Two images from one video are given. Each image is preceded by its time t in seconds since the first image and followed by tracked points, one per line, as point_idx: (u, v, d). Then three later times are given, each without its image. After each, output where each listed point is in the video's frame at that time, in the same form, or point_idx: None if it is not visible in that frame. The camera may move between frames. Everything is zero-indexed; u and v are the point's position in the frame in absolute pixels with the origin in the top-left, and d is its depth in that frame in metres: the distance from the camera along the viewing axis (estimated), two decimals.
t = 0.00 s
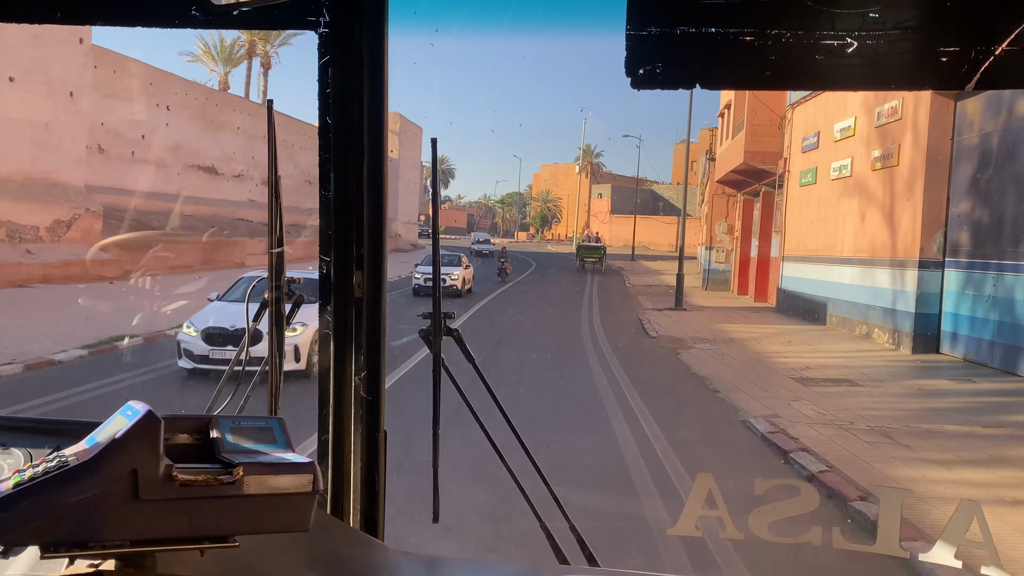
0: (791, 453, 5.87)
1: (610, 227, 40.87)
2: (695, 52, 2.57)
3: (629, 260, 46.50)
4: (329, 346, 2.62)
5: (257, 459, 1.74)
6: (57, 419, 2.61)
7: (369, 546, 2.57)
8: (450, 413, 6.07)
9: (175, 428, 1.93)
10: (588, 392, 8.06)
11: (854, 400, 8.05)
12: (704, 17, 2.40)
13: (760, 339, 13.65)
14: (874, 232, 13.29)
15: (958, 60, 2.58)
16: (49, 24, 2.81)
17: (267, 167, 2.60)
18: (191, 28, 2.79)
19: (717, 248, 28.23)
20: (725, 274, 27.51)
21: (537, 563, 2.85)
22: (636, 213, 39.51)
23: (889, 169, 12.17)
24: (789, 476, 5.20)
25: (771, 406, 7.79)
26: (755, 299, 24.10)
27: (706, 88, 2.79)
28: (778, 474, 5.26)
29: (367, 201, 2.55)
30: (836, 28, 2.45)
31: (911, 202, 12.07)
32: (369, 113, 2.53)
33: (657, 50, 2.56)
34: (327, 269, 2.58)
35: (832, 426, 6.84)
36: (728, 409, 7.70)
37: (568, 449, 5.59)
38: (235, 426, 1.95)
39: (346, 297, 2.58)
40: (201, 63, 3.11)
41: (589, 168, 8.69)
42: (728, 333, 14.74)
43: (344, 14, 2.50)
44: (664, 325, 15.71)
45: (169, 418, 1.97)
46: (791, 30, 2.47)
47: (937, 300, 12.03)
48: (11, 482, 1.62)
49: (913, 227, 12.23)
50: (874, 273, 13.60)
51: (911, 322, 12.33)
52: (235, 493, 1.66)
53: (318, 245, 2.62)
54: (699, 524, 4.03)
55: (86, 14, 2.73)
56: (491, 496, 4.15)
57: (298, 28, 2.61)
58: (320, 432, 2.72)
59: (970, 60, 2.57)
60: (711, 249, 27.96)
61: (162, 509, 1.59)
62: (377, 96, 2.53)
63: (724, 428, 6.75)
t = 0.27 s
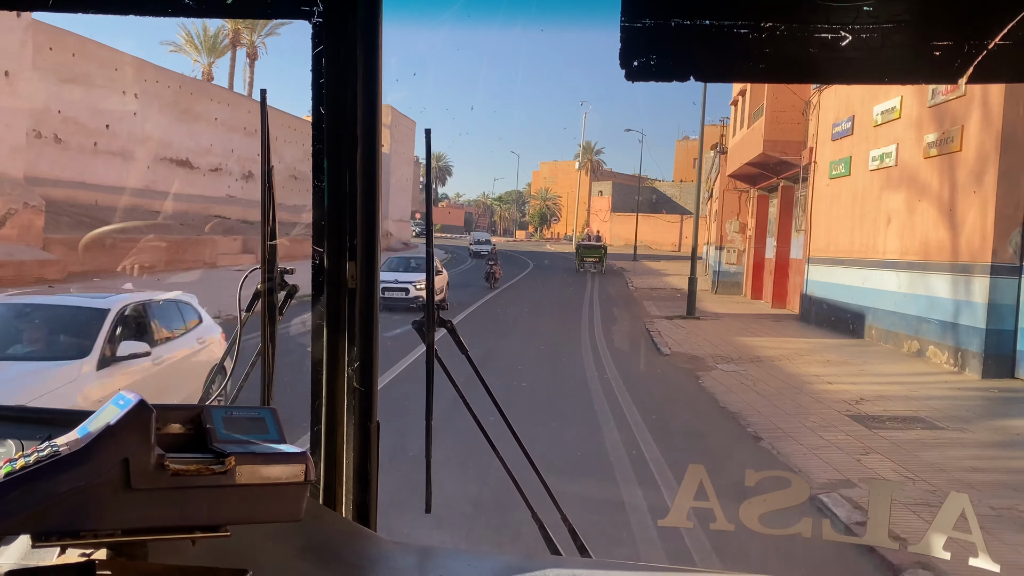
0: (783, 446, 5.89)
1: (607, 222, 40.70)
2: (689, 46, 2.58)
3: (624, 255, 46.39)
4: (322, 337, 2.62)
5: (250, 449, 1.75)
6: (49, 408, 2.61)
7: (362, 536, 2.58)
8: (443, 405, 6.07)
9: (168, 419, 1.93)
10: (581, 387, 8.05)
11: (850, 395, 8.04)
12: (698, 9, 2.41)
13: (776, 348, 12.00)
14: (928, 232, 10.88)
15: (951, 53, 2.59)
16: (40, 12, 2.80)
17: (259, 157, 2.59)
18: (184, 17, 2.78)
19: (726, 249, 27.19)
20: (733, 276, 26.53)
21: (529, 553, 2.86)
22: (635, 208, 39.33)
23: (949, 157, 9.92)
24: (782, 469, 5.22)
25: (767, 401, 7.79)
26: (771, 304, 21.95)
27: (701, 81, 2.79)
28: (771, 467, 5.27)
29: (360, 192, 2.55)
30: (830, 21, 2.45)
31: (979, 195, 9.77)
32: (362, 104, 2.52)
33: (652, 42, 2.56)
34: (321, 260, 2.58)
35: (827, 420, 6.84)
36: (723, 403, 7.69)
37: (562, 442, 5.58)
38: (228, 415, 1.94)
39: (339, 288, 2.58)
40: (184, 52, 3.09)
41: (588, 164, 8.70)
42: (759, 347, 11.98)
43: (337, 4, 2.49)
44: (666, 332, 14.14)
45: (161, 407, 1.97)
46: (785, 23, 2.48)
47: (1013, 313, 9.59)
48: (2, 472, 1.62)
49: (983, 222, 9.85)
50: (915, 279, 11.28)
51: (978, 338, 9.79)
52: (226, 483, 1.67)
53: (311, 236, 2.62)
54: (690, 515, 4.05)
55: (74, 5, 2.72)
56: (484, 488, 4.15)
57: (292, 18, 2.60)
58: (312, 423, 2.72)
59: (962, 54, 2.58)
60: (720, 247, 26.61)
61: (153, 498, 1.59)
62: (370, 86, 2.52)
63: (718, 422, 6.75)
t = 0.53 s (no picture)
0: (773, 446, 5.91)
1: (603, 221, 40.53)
2: (679, 45, 2.58)
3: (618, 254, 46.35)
4: (314, 338, 2.61)
5: (242, 451, 1.74)
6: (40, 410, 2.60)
7: (354, 536, 2.57)
8: (435, 405, 6.07)
9: (158, 421, 1.92)
10: (573, 387, 8.07)
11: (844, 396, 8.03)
12: (689, 9, 2.41)
13: (798, 361, 10.58)
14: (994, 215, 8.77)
15: (941, 53, 2.59)
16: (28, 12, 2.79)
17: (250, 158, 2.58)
18: (174, 16, 2.78)
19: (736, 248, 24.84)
20: (745, 276, 24.52)
21: (522, 554, 2.86)
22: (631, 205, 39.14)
23: None
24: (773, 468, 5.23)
25: (760, 400, 7.80)
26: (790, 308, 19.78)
27: (693, 80, 2.80)
28: (762, 466, 5.28)
29: (351, 191, 2.55)
30: (820, 20, 2.46)
31: None
32: (353, 103, 2.52)
33: (643, 42, 2.56)
34: (311, 260, 2.58)
35: (819, 420, 6.86)
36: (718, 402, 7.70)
37: (555, 442, 5.58)
38: (219, 416, 1.94)
39: (330, 287, 2.58)
40: (160, 41, 3.08)
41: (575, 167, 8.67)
42: (788, 364, 10.33)
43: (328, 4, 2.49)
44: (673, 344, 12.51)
45: (152, 409, 1.96)
46: (775, 23, 2.48)
47: None
48: None
49: None
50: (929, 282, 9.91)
51: (1017, 352, 8.42)
52: (217, 486, 1.66)
53: (302, 236, 2.62)
54: (682, 514, 4.06)
55: (61, 7, 2.72)
56: (475, 488, 4.15)
57: (281, 18, 2.60)
58: (304, 424, 2.72)
59: (951, 53, 2.58)
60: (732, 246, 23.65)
61: (144, 500, 1.59)
62: (361, 86, 2.52)
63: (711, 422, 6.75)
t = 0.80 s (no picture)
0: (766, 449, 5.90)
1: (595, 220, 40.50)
2: (668, 50, 2.58)
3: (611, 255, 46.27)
4: (304, 345, 2.60)
5: (231, 461, 1.73)
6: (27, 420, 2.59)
7: (345, 546, 2.56)
8: (427, 411, 6.05)
9: (146, 431, 1.91)
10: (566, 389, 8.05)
11: (838, 399, 8.03)
12: (678, 13, 2.41)
13: (838, 382, 9.04)
14: None
15: (927, 57, 2.60)
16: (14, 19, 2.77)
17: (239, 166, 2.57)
18: (161, 24, 2.76)
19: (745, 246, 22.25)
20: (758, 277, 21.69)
21: (515, 560, 2.84)
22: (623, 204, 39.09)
23: None
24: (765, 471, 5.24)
25: (752, 402, 7.78)
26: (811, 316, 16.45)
27: (681, 85, 2.80)
28: (755, 469, 5.28)
29: (341, 198, 2.54)
30: (807, 25, 2.46)
31: None
32: (343, 110, 2.51)
33: (632, 47, 2.57)
34: (301, 269, 2.57)
35: (812, 424, 6.86)
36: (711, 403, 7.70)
37: (548, 446, 5.56)
38: (208, 426, 1.92)
39: (320, 296, 2.57)
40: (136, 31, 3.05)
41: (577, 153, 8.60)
42: (805, 375, 9.50)
43: (317, 10, 2.48)
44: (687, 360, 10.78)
45: (141, 420, 1.94)
46: (763, 27, 2.48)
47: None
48: None
49: None
50: (990, 283, 9.19)
51: None
52: (208, 497, 1.65)
53: (292, 243, 2.60)
54: (674, 519, 4.06)
55: (45, 14, 2.71)
56: (467, 494, 4.14)
57: (269, 25, 2.59)
58: (294, 431, 2.70)
59: (938, 56, 2.59)
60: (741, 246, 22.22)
61: (133, 512, 1.57)
62: (350, 93, 2.51)
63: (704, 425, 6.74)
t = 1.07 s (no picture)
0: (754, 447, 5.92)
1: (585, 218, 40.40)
2: (652, 50, 2.59)
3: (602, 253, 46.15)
4: (289, 345, 2.60)
5: (217, 462, 1.72)
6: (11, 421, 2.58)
7: (332, 545, 2.56)
8: (414, 412, 6.03)
9: (131, 433, 1.90)
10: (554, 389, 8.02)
11: (826, 399, 8.05)
12: (662, 13, 2.42)
13: (829, 386, 8.98)
14: None
15: (909, 56, 2.62)
16: None
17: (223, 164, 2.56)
18: (144, 24, 2.75)
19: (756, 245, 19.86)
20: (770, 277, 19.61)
21: (503, 559, 2.85)
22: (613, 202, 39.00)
23: None
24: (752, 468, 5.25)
25: (740, 402, 7.76)
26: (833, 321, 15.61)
27: (667, 85, 2.81)
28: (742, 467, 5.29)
29: (326, 198, 2.53)
30: (790, 24, 2.48)
31: None
32: (327, 109, 2.51)
33: (617, 47, 2.58)
34: (286, 268, 2.56)
35: (800, 423, 6.87)
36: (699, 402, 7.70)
37: (537, 445, 5.55)
38: (194, 427, 1.91)
39: (305, 295, 2.56)
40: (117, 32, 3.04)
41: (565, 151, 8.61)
42: (794, 377, 9.47)
43: (301, 9, 2.47)
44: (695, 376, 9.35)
45: (125, 421, 1.93)
46: (747, 27, 2.49)
47: None
48: None
49: None
50: None
51: None
52: (193, 497, 1.64)
53: (277, 243, 2.60)
54: (660, 517, 4.07)
55: (25, 12, 2.70)
56: (454, 493, 4.14)
57: (253, 24, 2.58)
58: (280, 431, 2.70)
59: (919, 56, 2.61)
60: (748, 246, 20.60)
61: (117, 512, 1.56)
62: (335, 93, 2.50)
63: (693, 424, 6.74)
